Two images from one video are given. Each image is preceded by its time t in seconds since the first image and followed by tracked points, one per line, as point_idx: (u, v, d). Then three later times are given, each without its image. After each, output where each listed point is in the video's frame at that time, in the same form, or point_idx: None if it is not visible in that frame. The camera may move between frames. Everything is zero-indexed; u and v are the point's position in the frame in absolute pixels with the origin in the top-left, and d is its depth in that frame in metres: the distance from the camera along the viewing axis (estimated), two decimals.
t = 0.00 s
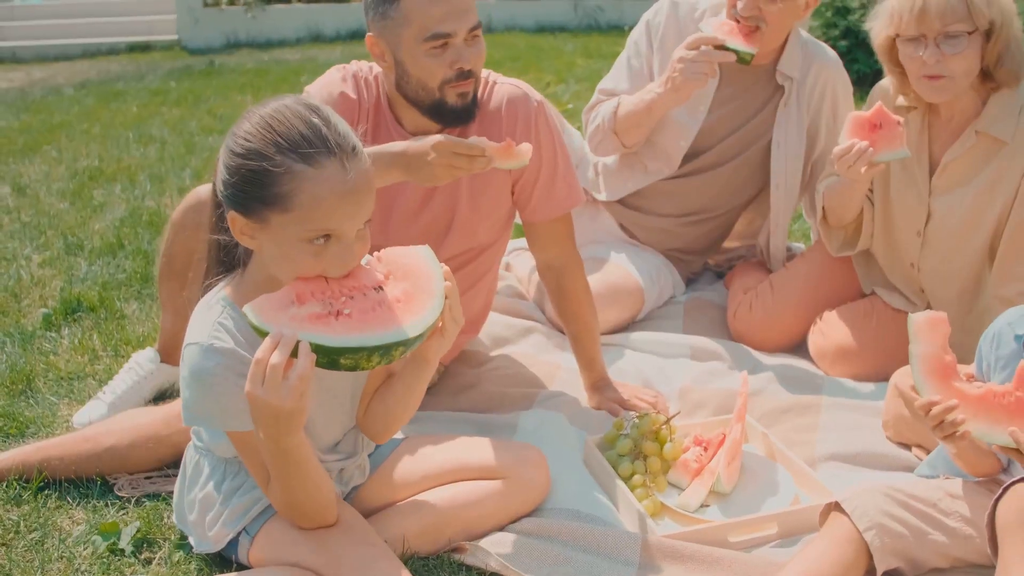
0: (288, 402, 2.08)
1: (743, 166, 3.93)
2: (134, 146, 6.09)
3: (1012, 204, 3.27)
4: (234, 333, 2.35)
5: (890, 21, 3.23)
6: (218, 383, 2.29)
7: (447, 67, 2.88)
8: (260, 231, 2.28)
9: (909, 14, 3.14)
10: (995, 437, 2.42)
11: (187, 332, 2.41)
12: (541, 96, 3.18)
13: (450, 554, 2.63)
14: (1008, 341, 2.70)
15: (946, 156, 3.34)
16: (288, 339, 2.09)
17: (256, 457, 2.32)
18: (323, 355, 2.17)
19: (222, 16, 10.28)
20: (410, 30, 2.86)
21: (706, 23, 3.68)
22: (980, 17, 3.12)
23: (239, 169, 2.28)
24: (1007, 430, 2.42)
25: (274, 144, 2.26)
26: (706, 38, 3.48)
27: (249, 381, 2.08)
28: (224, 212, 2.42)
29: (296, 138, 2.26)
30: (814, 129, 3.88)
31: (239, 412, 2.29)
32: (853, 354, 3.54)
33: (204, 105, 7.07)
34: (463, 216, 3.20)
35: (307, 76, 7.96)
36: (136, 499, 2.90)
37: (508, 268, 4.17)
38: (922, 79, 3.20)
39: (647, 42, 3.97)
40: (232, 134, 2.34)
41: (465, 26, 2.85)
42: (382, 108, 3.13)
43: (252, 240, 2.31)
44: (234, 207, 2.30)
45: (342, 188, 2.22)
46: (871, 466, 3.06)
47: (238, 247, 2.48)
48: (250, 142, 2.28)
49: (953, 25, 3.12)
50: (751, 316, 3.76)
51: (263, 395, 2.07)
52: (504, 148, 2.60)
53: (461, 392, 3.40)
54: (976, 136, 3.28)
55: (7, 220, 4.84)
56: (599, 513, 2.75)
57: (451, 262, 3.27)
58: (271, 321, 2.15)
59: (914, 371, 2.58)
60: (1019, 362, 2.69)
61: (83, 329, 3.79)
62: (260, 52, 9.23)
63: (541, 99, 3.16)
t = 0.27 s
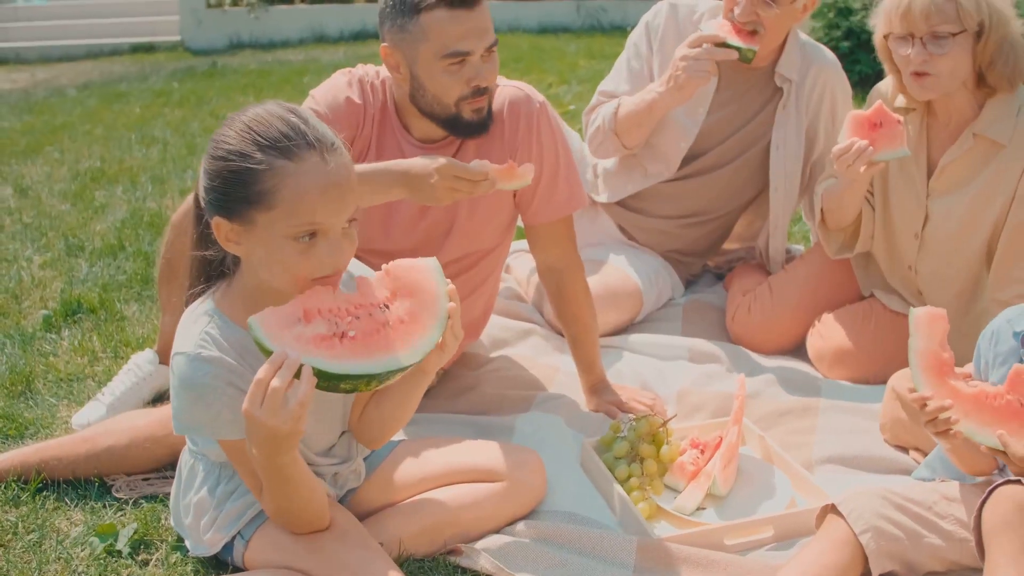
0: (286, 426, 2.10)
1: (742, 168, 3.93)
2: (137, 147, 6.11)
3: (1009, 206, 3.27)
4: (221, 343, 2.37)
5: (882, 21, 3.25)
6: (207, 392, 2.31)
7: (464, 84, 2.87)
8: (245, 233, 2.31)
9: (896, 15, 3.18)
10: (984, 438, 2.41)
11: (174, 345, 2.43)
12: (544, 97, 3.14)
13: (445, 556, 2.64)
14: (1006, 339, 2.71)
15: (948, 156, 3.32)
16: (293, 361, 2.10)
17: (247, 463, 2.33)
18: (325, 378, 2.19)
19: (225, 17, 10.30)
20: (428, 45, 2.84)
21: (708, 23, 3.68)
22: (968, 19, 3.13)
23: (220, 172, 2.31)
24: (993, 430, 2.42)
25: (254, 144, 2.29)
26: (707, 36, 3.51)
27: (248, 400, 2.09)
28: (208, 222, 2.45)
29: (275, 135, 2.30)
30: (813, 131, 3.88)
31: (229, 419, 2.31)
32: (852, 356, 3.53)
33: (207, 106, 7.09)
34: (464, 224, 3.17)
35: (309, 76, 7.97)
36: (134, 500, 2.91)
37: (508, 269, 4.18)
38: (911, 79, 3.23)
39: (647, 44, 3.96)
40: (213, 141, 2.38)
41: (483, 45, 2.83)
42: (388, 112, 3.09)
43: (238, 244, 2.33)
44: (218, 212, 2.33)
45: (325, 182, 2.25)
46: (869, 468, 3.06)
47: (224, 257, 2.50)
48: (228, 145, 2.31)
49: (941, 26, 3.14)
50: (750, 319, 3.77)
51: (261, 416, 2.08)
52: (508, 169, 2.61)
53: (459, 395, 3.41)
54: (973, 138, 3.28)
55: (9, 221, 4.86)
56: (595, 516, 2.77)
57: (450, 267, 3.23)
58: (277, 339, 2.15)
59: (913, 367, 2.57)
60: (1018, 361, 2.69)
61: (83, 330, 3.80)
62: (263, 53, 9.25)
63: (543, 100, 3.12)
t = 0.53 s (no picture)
0: (293, 428, 2.14)
1: (741, 168, 3.93)
2: (138, 147, 6.12)
3: (1006, 207, 3.27)
4: (210, 339, 2.38)
5: (887, 19, 3.23)
6: (195, 387, 2.33)
7: (469, 93, 2.84)
8: (226, 222, 2.33)
9: (908, 10, 3.14)
10: (980, 439, 2.41)
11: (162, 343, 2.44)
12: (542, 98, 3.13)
13: (440, 556, 2.64)
14: (1005, 335, 2.75)
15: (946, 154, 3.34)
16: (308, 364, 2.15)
17: (238, 461, 2.33)
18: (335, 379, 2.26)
19: (228, 17, 10.31)
20: (434, 54, 2.81)
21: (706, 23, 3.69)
22: (976, 14, 3.13)
23: (195, 165, 2.34)
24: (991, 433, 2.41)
25: (225, 133, 2.32)
26: (706, 37, 3.51)
27: (258, 400, 2.14)
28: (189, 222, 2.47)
29: (244, 122, 2.32)
30: (811, 132, 3.88)
31: (218, 416, 2.32)
32: (849, 357, 3.53)
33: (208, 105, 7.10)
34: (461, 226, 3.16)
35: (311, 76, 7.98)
36: (130, 500, 2.91)
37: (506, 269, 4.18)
38: (919, 77, 3.21)
39: (646, 43, 3.96)
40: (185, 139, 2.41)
41: (490, 54, 2.80)
42: (386, 113, 3.09)
43: (222, 237, 2.36)
44: (198, 206, 2.35)
45: (297, 161, 2.28)
46: (865, 469, 3.06)
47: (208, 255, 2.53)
48: (200, 137, 2.34)
49: (952, 21, 3.13)
50: (748, 318, 3.76)
51: (269, 416, 2.13)
52: (506, 190, 2.59)
53: (456, 395, 3.41)
54: (970, 139, 3.28)
55: (9, 221, 4.87)
56: (590, 517, 2.78)
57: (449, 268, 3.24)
58: (294, 339, 2.20)
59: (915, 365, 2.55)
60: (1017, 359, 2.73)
61: (82, 330, 3.81)
62: (265, 53, 9.26)
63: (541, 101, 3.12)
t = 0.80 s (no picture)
0: (305, 414, 2.20)
1: (739, 169, 3.93)
2: (141, 147, 6.13)
3: (1004, 209, 3.26)
4: (200, 329, 2.40)
5: (897, 19, 3.22)
6: (185, 376, 2.34)
7: (462, 98, 2.86)
8: (201, 211, 2.38)
9: (924, 10, 3.13)
10: (971, 444, 2.43)
11: (153, 335, 2.46)
12: (537, 99, 3.14)
13: (435, 556, 2.66)
14: (1003, 334, 2.75)
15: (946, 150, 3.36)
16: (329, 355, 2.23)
17: (231, 457, 2.34)
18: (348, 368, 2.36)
19: (230, 17, 10.31)
20: (428, 57, 2.83)
21: (703, 26, 3.72)
22: (987, 13, 3.14)
23: (168, 156, 2.39)
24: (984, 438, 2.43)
25: (196, 124, 2.38)
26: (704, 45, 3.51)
27: (275, 384, 2.20)
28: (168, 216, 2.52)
29: (214, 112, 2.38)
30: (811, 133, 3.87)
31: (207, 405, 2.34)
32: (846, 358, 3.53)
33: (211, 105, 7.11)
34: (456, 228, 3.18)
35: (314, 77, 7.99)
36: (128, 499, 2.92)
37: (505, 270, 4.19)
38: (935, 77, 3.18)
39: (645, 44, 3.95)
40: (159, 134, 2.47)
41: (484, 58, 2.82)
42: (382, 116, 3.13)
43: (199, 226, 2.40)
44: (174, 197, 2.40)
45: (266, 147, 2.33)
46: (862, 471, 3.06)
47: (188, 247, 2.55)
48: (172, 130, 2.40)
49: (966, 19, 3.12)
50: (746, 320, 3.77)
51: (285, 400, 2.19)
52: (503, 194, 2.59)
53: (454, 395, 3.42)
54: (968, 140, 3.28)
55: (11, 221, 4.88)
56: (586, 517, 2.78)
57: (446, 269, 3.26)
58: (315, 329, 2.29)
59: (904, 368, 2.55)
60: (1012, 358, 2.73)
61: (82, 330, 3.82)
62: (268, 53, 9.27)
63: (537, 103, 3.13)
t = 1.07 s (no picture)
0: (292, 387, 2.20)
1: (738, 171, 3.93)
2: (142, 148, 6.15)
3: (1002, 212, 3.26)
4: (188, 321, 2.45)
5: (892, 25, 3.23)
6: (175, 368, 2.38)
7: (446, 101, 2.87)
8: (185, 207, 2.42)
9: (918, 17, 3.15)
10: (964, 449, 2.49)
11: (144, 331, 2.51)
12: (533, 102, 3.15)
13: (430, 558, 2.67)
14: (1000, 337, 2.74)
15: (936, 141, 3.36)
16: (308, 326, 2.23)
17: (225, 453, 2.37)
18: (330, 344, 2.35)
19: (233, 18, 10.33)
20: (414, 59, 2.84)
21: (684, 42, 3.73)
22: (980, 18, 3.14)
23: (154, 153, 2.43)
24: (976, 442, 2.50)
25: (180, 121, 2.41)
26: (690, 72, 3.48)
27: (261, 359, 2.21)
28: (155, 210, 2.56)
29: (198, 110, 2.41)
30: (810, 135, 3.88)
31: (198, 397, 2.38)
32: (844, 361, 3.53)
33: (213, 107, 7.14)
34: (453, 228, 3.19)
35: (316, 78, 8.00)
36: (125, 501, 2.94)
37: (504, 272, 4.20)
38: (931, 84, 3.19)
39: (643, 46, 3.95)
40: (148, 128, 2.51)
41: (470, 63, 2.82)
42: (379, 119, 3.14)
43: (183, 222, 2.44)
44: (160, 192, 2.45)
45: (247, 147, 2.36)
46: (858, 474, 3.06)
47: (173, 241, 2.58)
48: (158, 127, 2.44)
49: (960, 25, 3.13)
50: (744, 322, 3.77)
51: (273, 372, 2.19)
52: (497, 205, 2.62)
53: (452, 397, 3.42)
54: (964, 145, 3.29)
55: (12, 222, 4.90)
56: (580, 519, 2.79)
57: (442, 271, 3.28)
58: (292, 303, 2.30)
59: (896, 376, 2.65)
60: (1008, 359, 2.73)
61: (81, 331, 3.84)
62: (271, 54, 9.29)
63: (533, 106, 3.13)
